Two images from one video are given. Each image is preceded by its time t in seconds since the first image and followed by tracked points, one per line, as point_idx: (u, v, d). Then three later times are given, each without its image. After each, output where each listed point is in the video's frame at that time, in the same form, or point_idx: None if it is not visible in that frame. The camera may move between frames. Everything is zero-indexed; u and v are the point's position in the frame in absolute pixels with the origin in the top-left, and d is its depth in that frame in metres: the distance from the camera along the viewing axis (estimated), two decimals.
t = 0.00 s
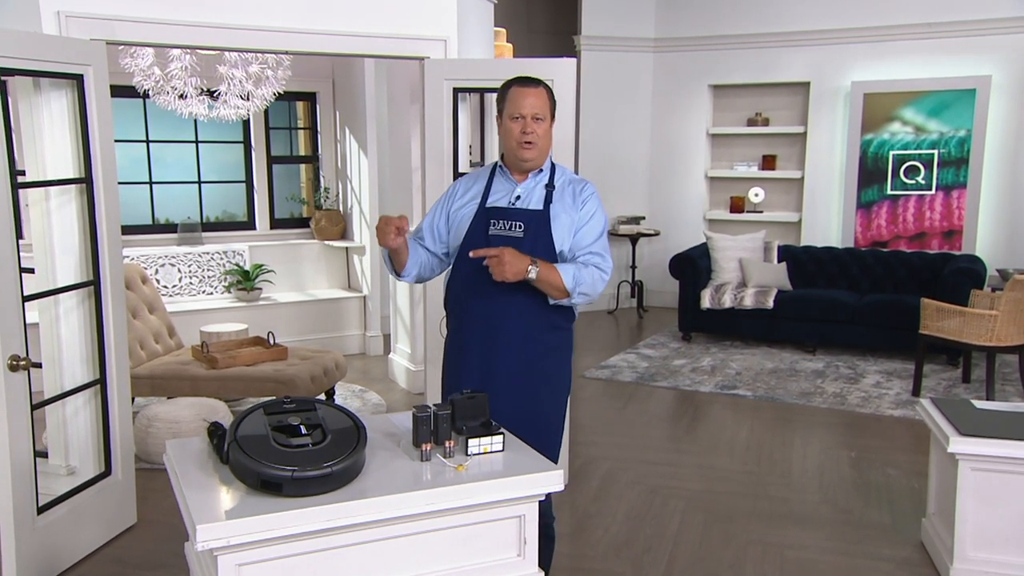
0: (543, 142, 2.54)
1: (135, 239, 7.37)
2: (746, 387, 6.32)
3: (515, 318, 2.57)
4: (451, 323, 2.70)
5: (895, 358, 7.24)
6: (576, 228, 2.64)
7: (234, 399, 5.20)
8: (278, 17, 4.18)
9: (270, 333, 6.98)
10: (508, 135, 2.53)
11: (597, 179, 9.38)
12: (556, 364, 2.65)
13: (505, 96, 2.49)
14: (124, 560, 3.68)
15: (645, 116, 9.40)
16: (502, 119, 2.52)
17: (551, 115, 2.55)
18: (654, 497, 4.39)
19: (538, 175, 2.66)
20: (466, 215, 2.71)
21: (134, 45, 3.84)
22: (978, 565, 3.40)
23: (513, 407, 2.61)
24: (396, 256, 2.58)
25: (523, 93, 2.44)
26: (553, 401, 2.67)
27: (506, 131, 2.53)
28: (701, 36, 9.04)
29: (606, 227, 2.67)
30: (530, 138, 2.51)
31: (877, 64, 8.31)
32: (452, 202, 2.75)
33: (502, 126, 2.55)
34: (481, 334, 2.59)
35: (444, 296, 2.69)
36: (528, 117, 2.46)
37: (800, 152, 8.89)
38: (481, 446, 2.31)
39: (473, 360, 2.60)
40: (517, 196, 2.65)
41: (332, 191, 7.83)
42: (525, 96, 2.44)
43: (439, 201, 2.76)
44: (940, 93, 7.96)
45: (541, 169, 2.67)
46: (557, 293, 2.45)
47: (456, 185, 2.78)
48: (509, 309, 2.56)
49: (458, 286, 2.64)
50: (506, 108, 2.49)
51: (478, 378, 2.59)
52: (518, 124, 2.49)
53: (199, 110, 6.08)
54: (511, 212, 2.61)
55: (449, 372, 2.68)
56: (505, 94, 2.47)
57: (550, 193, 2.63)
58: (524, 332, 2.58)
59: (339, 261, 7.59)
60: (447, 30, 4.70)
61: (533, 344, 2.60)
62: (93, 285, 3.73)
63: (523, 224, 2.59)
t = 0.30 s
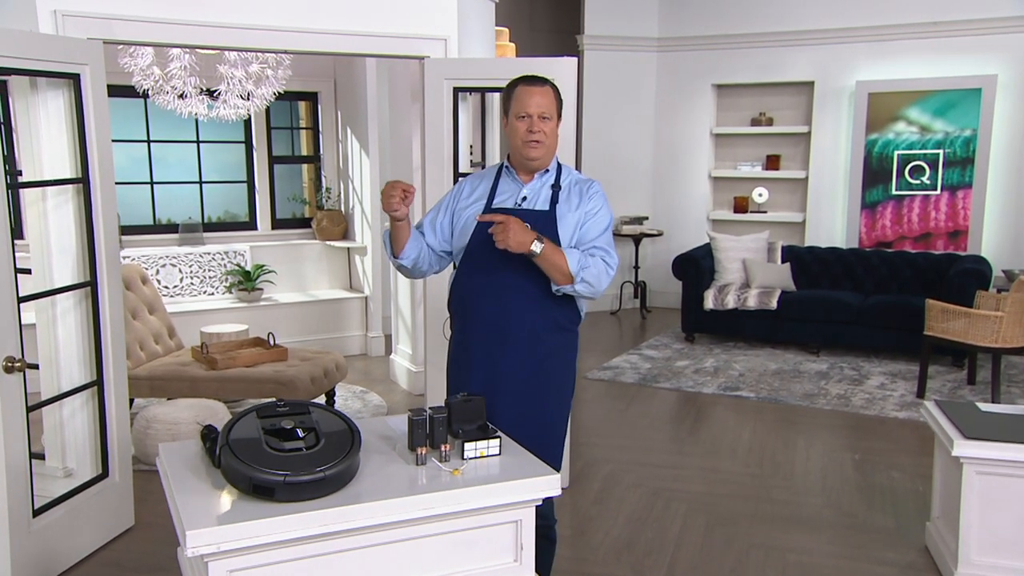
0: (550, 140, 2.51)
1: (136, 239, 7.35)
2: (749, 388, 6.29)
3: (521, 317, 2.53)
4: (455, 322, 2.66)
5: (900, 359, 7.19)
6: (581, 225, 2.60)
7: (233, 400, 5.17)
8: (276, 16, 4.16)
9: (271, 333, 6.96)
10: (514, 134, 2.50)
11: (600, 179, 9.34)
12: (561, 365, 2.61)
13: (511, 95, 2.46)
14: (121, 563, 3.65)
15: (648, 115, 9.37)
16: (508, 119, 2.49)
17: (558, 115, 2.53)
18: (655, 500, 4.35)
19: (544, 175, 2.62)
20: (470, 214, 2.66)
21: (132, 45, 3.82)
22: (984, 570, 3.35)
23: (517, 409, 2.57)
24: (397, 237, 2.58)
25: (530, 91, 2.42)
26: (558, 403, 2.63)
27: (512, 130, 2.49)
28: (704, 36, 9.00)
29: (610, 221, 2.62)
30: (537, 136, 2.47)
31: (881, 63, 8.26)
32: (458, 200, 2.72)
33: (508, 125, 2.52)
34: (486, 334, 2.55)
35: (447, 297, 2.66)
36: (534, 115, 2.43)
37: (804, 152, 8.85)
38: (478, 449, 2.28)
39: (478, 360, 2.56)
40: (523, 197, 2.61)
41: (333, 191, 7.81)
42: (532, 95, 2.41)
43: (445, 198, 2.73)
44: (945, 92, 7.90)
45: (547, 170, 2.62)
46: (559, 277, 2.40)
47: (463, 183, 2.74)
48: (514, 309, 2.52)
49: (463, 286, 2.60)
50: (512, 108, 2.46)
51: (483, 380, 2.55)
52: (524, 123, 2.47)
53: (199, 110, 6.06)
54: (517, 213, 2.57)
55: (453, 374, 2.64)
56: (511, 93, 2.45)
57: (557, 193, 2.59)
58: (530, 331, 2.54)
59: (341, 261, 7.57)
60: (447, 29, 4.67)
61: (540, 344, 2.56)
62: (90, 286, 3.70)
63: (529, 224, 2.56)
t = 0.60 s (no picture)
0: (552, 148, 2.47)
1: (138, 240, 7.34)
2: (754, 391, 6.23)
3: (521, 325, 2.49)
4: (456, 327, 2.63)
5: (907, 361, 7.13)
6: (587, 241, 2.55)
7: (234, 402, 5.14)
8: (276, 15, 4.13)
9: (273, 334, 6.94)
10: (515, 143, 2.46)
11: (604, 179, 9.30)
12: (563, 372, 2.57)
13: (512, 102, 2.42)
14: (119, 566, 3.62)
15: (653, 115, 9.32)
16: (510, 125, 2.45)
17: (560, 121, 2.48)
18: (659, 504, 4.31)
19: (548, 179, 2.57)
20: (473, 219, 2.63)
21: (131, 45, 3.80)
22: None
23: (517, 417, 2.54)
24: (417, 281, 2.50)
25: (532, 99, 2.37)
26: (560, 411, 2.59)
27: (513, 138, 2.45)
28: (710, 35, 8.96)
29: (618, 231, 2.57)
30: (538, 146, 2.43)
31: (888, 62, 8.20)
32: (459, 206, 2.68)
33: (509, 132, 2.48)
34: (486, 341, 2.52)
35: (453, 304, 2.62)
36: (536, 125, 2.39)
37: (811, 152, 8.79)
38: (476, 455, 2.25)
39: (479, 368, 2.53)
40: (526, 201, 2.55)
41: (336, 192, 7.79)
42: (533, 103, 2.36)
43: (446, 206, 2.69)
44: (953, 92, 7.84)
45: (552, 174, 2.57)
46: (574, 316, 2.39)
47: (463, 188, 2.70)
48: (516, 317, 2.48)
49: (465, 292, 2.57)
50: (514, 115, 2.42)
51: (484, 387, 2.51)
52: (525, 132, 2.42)
53: (200, 110, 6.04)
54: (521, 219, 2.52)
55: (454, 381, 2.61)
56: (513, 99, 2.40)
57: (562, 199, 2.53)
58: (531, 339, 2.50)
59: (344, 263, 7.55)
60: (449, 29, 4.63)
61: (541, 353, 2.52)
62: (88, 287, 3.68)
63: (533, 232, 2.51)
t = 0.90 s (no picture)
0: (556, 146, 2.42)
1: (141, 241, 7.32)
2: (760, 393, 6.18)
3: (523, 328, 2.45)
4: (456, 331, 2.59)
5: (915, 364, 7.07)
6: (592, 244, 2.54)
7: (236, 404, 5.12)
8: (277, 15, 4.09)
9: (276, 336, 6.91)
10: (519, 140, 2.42)
11: (610, 180, 9.26)
12: (565, 377, 2.53)
13: (515, 99, 2.38)
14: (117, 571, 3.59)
15: (659, 116, 9.27)
16: (513, 123, 2.41)
17: (565, 120, 2.44)
18: (663, 509, 4.26)
19: (551, 181, 2.54)
20: (474, 221, 2.59)
21: (130, 45, 3.77)
22: None
23: (518, 422, 2.49)
24: (410, 274, 2.47)
25: (535, 96, 2.34)
26: (562, 416, 2.54)
27: (516, 136, 2.42)
28: (716, 35, 8.90)
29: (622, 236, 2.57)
30: (541, 143, 2.39)
31: (896, 62, 8.13)
32: (460, 207, 2.64)
33: (512, 130, 2.44)
34: (488, 344, 2.48)
35: (451, 307, 2.58)
36: (539, 121, 2.35)
37: (818, 153, 8.73)
38: (475, 461, 2.20)
39: (480, 372, 2.49)
40: (529, 204, 2.52)
41: (340, 192, 7.77)
42: (536, 99, 2.33)
43: (448, 205, 2.66)
44: (962, 92, 7.77)
45: (554, 175, 2.54)
46: (579, 318, 2.35)
47: (464, 188, 2.67)
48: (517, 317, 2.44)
49: (465, 296, 2.53)
50: (517, 112, 2.38)
51: (484, 393, 2.46)
52: (529, 129, 2.39)
53: (202, 110, 6.01)
54: (523, 222, 2.48)
55: (454, 387, 2.57)
56: (515, 96, 2.37)
57: (565, 201, 2.51)
58: (533, 342, 2.46)
59: (348, 264, 7.52)
60: (451, 28, 4.60)
61: (543, 356, 2.48)
62: (87, 289, 3.65)
63: (536, 234, 2.47)
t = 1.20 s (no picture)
0: (557, 146, 2.38)
1: (145, 242, 7.30)
2: (767, 397, 6.12)
3: (524, 332, 2.41)
4: (456, 335, 2.55)
5: (924, 367, 7.00)
6: (594, 243, 2.50)
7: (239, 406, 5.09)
8: (280, 15, 4.06)
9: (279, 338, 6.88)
10: (519, 140, 2.38)
11: (616, 181, 9.20)
12: (567, 381, 2.48)
13: (516, 99, 2.34)
14: None
15: (666, 116, 9.21)
16: (514, 123, 2.37)
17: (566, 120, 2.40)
18: (668, 514, 4.21)
19: (552, 181, 2.51)
20: (474, 223, 2.54)
21: (131, 45, 3.74)
22: None
23: (519, 427, 2.45)
24: (410, 278, 2.43)
25: (536, 95, 2.30)
26: (564, 422, 2.50)
27: (517, 136, 2.38)
28: (723, 35, 8.85)
29: (625, 237, 2.53)
30: (542, 144, 2.35)
31: (905, 62, 8.06)
32: (460, 208, 2.60)
33: (513, 131, 2.40)
34: (488, 347, 2.43)
35: (451, 311, 2.54)
36: (540, 121, 2.31)
37: (826, 153, 8.66)
38: (475, 468, 2.16)
39: (481, 375, 2.44)
40: (530, 205, 2.48)
41: (345, 194, 7.74)
42: (537, 99, 2.29)
43: (446, 206, 2.61)
44: (972, 93, 7.70)
45: (555, 175, 2.50)
46: (582, 321, 2.31)
47: (463, 189, 2.62)
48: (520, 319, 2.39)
49: (465, 299, 2.48)
50: (517, 112, 2.34)
51: (486, 398, 2.42)
52: (529, 129, 2.35)
53: (206, 111, 5.98)
54: (524, 223, 2.44)
55: (454, 391, 2.52)
56: (516, 96, 2.33)
57: (567, 203, 2.47)
58: (534, 345, 2.42)
59: (352, 266, 7.49)
60: (455, 28, 4.56)
61: (544, 360, 2.44)
62: (87, 291, 3.62)
63: (537, 236, 2.43)
